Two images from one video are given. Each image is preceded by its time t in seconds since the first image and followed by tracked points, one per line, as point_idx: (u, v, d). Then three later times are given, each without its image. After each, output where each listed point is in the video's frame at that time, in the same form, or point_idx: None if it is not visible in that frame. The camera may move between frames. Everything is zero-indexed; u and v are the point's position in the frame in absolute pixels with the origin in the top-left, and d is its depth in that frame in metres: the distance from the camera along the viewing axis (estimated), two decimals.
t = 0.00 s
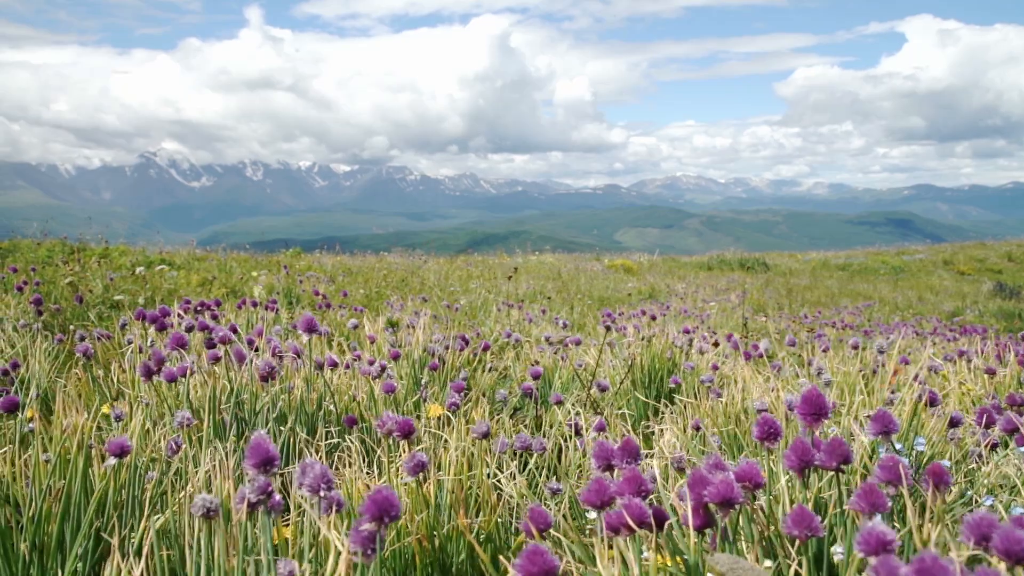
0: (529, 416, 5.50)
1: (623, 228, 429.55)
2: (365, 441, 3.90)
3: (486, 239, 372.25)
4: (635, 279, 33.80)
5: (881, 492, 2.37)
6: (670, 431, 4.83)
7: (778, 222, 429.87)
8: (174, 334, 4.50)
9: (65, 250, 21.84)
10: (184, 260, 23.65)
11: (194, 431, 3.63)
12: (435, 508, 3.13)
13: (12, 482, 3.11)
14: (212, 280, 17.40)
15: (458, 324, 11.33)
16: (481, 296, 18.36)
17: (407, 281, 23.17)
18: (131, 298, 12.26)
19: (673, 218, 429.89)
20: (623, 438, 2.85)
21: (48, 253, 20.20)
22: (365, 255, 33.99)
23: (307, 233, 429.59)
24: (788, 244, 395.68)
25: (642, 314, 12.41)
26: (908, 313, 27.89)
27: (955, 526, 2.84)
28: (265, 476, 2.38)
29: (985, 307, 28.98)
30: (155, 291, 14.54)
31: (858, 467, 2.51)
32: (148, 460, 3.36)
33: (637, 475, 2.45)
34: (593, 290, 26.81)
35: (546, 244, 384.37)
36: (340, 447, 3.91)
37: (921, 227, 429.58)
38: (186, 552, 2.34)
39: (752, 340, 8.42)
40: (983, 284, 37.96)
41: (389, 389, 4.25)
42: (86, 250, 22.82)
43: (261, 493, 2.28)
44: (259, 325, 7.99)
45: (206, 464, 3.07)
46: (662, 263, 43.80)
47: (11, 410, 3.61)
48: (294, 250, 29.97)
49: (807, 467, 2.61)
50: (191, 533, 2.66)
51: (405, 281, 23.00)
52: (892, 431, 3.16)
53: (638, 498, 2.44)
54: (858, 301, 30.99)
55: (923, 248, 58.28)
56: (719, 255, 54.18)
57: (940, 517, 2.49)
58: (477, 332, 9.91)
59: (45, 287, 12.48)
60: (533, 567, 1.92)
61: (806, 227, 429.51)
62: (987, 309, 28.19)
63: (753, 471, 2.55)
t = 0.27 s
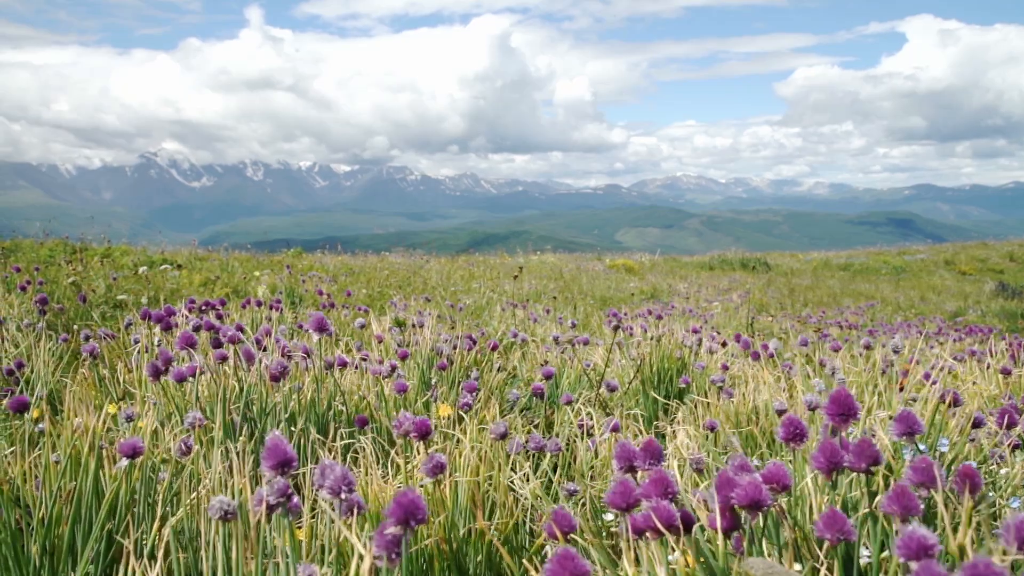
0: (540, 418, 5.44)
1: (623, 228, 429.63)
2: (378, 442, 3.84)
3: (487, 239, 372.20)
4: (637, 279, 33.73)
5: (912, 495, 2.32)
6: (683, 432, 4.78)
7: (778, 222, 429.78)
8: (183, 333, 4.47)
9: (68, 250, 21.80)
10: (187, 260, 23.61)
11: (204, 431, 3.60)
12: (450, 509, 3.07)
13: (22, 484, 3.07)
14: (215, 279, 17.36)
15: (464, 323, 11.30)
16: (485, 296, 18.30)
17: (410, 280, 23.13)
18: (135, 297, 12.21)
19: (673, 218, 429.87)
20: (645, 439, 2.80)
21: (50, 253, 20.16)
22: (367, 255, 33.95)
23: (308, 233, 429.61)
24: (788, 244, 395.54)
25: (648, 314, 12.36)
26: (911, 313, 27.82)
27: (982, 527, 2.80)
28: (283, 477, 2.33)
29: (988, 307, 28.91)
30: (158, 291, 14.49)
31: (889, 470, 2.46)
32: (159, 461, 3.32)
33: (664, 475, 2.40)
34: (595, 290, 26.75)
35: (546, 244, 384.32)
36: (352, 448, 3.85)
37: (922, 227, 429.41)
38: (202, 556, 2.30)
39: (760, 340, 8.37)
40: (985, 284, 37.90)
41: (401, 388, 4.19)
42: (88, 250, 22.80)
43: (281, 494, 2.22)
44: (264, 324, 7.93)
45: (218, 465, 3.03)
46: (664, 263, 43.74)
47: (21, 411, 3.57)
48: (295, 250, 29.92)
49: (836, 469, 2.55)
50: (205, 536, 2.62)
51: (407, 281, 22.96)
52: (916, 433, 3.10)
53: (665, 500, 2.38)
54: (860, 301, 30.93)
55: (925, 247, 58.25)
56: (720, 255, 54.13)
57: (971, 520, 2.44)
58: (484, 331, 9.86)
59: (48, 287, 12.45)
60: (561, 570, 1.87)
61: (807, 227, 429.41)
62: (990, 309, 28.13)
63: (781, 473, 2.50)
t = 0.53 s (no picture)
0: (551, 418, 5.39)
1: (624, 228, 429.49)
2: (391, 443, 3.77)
3: (487, 239, 372.12)
4: (639, 279, 33.67)
5: (950, 498, 2.25)
6: (697, 434, 4.72)
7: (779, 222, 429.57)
8: (192, 332, 4.41)
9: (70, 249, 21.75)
10: (189, 259, 23.55)
11: (214, 432, 3.53)
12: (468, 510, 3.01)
13: (31, 485, 3.01)
14: (218, 279, 17.30)
15: (468, 322, 11.24)
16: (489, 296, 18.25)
17: (412, 280, 23.07)
18: (138, 296, 12.15)
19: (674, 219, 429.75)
20: (669, 441, 2.73)
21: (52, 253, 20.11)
22: (369, 255, 33.90)
23: (309, 233, 429.64)
24: (789, 244, 395.34)
25: (654, 314, 12.30)
26: (914, 313, 27.76)
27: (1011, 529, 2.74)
28: (301, 480, 2.26)
29: (990, 307, 28.85)
30: (161, 290, 14.44)
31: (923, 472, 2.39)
32: (168, 462, 3.26)
33: (692, 478, 2.33)
34: (598, 289, 26.70)
35: (547, 244, 384.20)
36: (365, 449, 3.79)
37: (923, 227, 429.15)
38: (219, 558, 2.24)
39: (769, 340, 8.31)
40: (988, 284, 37.83)
41: (413, 388, 4.13)
42: (90, 250, 22.76)
43: (300, 498, 2.16)
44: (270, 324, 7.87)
45: (231, 466, 2.98)
46: (666, 263, 43.66)
47: (28, 410, 3.50)
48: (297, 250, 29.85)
49: (868, 471, 2.48)
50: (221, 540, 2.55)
51: (410, 280, 22.91)
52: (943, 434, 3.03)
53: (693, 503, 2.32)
54: (863, 301, 30.85)
55: (926, 247, 58.20)
56: (722, 256, 54.05)
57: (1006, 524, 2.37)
58: (489, 330, 9.81)
59: (52, 286, 12.40)
60: None
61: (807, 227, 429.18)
62: (993, 309, 28.07)
63: (810, 475, 2.43)
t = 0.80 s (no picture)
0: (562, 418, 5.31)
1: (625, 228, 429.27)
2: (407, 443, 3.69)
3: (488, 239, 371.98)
4: (642, 279, 33.54)
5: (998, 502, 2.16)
6: (715, 437, 4.63)
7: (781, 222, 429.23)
8: (201, 330, 4.34)
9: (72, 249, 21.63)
10: (191, 258, 23.43)
11: (227, 433, 3.44)
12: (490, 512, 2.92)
13: (40, 487, 2.92)
14: (220, 279, 17.19)
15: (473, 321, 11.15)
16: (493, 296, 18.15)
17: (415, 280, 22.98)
18: (142, 295, 12.05)
19: (675, 219, 429.50)
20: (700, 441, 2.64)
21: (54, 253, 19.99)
22: (371, 255, 33.77)
23: (310, 233, 429.67)
24: (790, 244, 394.98)
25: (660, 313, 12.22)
26: (918, 313, 27.65)
27: None
28: (323, 482, 2.18)
29: (995, 307, 28.73)
30: (164, 289, 14.34)
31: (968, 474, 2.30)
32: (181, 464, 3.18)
33: (728, 480, 2.25)
34: (602, 289, 26.59)
35: (548, 244, 384.01)
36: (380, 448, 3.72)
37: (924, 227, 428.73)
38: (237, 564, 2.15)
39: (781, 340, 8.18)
40: (992, 284, 37.70)
41: (429, 387, 4.03)
42: (92, 249, 22.63)
43: (325, 501, 2.06)
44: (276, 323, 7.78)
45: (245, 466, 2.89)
46: (669, 262, 43.50)
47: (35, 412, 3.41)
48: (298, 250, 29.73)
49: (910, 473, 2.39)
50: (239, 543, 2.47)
51: (413, 280, 22.81)
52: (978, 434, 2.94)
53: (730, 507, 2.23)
54: (867, 301, 30.74)
55: (929, 247, 58.07)
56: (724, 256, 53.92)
57: None
58: (495, 330, 9.73)
59: (54, 285, 12.30)
60: None
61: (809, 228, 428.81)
62: (997, 309, 27.97)
63: (850, 477, 2.33)
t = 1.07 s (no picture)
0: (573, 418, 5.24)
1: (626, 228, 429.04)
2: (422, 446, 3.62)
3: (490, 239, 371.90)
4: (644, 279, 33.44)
5: None
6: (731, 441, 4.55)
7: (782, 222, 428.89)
8: (210, 329, 4.27)
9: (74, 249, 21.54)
10: (192, 258, 23.36)
11: (238, 434, 3.38)
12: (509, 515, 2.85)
13: (48, 489, 2.86)
14: (223, 278, 17.12)
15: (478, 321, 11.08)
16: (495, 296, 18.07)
17: (417, 279, 22.90)
18: (145, 294, 11.98)
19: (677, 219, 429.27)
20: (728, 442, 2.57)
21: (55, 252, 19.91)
22: (373, 255, 33.69)
23: (311, 233, 429.77)
24: (792, 244, 394.63)
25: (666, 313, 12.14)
26: (921, 313, 27.54)
27: None
28: (343, 484, 2.11)
29: (998, 307, 28.62)
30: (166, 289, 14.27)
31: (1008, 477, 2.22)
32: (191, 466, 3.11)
33: (761, 482, 2.17)
34: (604, 289, 26.51)
35: (549, 244, 383.88)
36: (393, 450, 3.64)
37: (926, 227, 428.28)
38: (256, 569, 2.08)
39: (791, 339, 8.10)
40: (994, 284, 37.59)
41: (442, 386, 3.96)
42: (93, 249, 22.56)
43: (346, 505, 1.99)
44: (280, 322, 7.71)
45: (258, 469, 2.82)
46: (671, 263, 43.39)
47: (42, 412, 3.33)
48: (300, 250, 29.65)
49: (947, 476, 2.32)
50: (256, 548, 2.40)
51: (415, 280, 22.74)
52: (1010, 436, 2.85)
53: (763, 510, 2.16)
54: (870, 301, 30.64)
55: (930, 247, 57.96)
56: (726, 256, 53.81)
57: None
58: (500, 329, 9.66)
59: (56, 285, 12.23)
60: None
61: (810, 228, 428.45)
62: (1001, 309, 27.87)
63: (886, 480, 2.26)
